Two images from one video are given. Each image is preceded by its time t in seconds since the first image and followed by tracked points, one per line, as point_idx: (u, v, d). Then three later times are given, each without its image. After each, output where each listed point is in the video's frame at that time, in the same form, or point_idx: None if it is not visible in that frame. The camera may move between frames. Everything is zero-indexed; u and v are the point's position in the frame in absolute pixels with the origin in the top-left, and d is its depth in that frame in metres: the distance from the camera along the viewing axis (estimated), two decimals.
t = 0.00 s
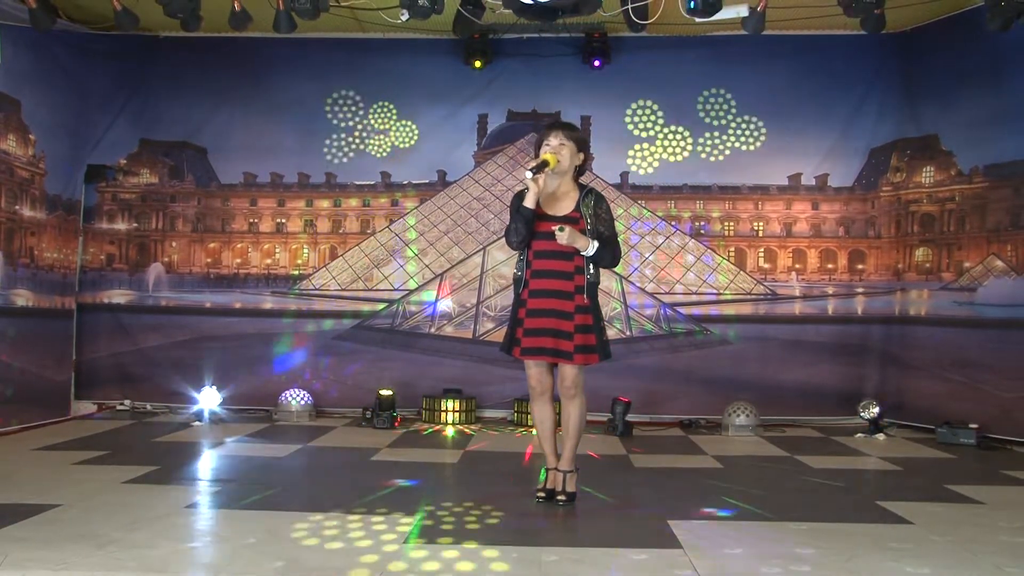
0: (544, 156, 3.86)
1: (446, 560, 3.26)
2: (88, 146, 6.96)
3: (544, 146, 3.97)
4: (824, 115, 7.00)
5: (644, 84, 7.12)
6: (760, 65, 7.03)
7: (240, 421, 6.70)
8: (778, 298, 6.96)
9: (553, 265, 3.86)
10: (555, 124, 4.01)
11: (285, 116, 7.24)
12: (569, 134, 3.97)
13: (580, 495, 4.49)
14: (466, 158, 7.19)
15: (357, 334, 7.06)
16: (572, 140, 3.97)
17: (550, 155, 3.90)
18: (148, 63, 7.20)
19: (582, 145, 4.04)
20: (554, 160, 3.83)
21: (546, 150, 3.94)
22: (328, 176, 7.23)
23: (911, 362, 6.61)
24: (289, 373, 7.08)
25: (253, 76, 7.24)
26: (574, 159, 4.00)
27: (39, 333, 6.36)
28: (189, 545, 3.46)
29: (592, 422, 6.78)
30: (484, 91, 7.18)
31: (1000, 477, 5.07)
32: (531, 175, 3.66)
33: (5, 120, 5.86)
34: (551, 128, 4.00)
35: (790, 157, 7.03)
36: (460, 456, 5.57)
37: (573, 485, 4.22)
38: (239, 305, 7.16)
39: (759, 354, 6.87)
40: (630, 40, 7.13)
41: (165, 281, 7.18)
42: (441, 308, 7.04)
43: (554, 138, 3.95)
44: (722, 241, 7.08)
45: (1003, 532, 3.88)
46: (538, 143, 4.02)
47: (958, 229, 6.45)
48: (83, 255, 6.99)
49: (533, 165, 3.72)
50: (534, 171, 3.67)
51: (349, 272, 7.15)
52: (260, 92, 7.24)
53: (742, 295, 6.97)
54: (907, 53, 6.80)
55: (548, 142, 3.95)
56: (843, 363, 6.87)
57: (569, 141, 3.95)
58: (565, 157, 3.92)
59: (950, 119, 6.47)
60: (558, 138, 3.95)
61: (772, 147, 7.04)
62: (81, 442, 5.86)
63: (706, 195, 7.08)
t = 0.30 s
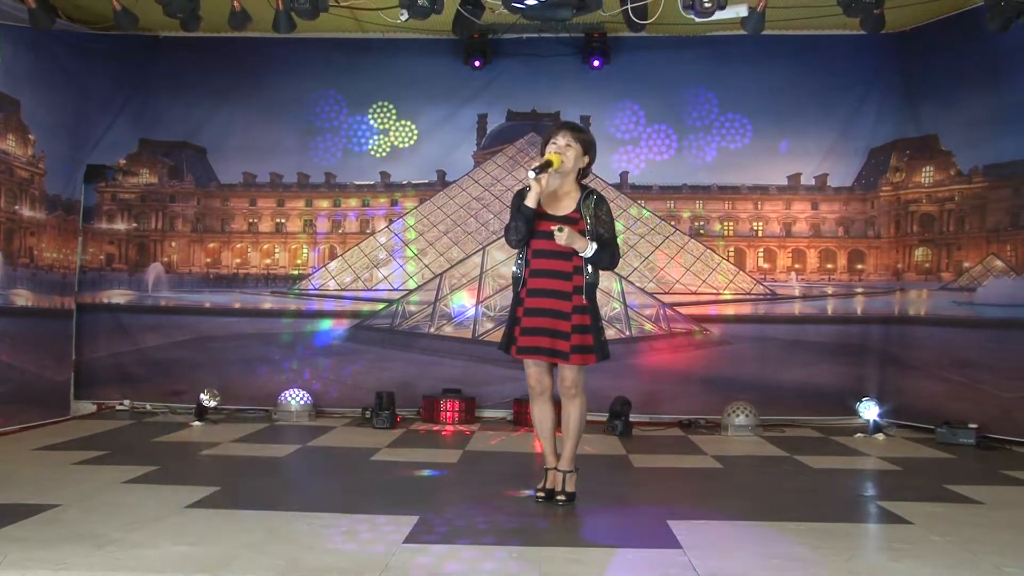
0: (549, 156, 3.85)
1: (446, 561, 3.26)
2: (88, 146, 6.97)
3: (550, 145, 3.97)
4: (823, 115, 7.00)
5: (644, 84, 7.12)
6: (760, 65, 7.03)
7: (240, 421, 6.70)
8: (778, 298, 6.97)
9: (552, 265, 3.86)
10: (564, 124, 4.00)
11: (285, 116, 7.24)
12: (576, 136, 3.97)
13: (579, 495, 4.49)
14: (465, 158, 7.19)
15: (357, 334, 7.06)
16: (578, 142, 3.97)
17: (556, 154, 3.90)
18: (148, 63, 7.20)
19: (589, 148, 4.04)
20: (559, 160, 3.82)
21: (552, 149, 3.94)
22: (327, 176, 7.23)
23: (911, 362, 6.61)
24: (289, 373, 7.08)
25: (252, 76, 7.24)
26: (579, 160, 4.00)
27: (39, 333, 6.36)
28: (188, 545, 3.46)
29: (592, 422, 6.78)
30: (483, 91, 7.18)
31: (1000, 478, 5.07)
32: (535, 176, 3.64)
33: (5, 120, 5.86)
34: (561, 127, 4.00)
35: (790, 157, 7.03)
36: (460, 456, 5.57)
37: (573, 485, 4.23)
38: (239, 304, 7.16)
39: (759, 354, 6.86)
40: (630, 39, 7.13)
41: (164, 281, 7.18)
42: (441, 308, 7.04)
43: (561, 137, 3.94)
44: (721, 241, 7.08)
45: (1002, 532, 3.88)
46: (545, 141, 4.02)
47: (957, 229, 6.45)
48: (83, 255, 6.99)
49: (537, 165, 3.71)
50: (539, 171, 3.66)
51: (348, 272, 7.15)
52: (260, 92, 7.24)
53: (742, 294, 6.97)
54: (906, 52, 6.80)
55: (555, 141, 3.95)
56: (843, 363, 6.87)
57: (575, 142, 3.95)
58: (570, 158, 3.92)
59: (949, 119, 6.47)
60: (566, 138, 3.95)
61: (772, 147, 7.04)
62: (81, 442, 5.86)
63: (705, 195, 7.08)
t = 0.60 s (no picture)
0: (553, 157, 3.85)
1: (446, 561, 3.26)
2: (88, 146, 6.97)
3: (555, 145, 3.96)
4: (823, 115, 6.99)
5: (643, 84, 7.12)
6: (761, 65, 7.03)
7: (240, 421, 6.69)
8: (778, 298, 6.96)
9: (551, 265, 3.87)
10: (570, 124, 3.99)
11: (285, 117, 7.24)
12: (582, 138, 3.96)
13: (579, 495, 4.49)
14: (465, 158, 7.19)
15: (357, 334, 7.05)
16: (584, 145, 3.96)
17: (561, 155, 3.90)
18: (148, 63, 7.19)
19: (593, 150, 4.03)
20: (563, 162, 3.81)
21: (557, 149, 3.93)
22: (327, 176, 7.23)
23: (911, 362, 6.61)
24: (289, 373, 7.08)
25: (252, 76, 7.24)
26: (582, 163, 4.00)
27: (39, 333, 6.36)
28: (188, 545, 3.46)
29: (592, 422, 6.78)
30: (484, 91, 7.18)
31: (1000, 478, 5.07)
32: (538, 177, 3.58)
33: (6, 120, 5.86)
34: (568, 127, 3.99)
35: (791, 158, 7.03)
36: (460, 457, 5.57)
37: (573, 486, 4.23)
38: (238, 305, 7.16)
39: (758, 355, 6.86)
40: (630, 39, 7.13)
41: (164, 281, 7.18)
42: (441, 309, 7.04)
43: (566, 138, 3.94)
44: (721, 242, 7.08)
45: (1002, 532, 3.88)
46: (550, 141, 4.00)
47: (957, 230, 6.45)
48: (82, 255, 6.98)
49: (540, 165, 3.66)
50: (541, 170, 3.61)
51: (348, 272, 7.15)
52: (260, 92, 7.24)
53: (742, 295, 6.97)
54: (906, 53, 6.80)
55: (560, 142, 3.94)
56: (843, 364, 6.86)
57: (581, 145, 3.94)
58: (574, 160, 3.91)
59: (949, 119, 6.47)
60: (571, 139, 3.94)
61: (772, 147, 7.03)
62: (81, 442, 5.85)
63: (705, 195, 7.08)
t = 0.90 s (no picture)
0: (554, 158, 3.85)
1: (446, 561, 3.26)
2: (88, 146, 6.97)
3: (557, 145, 3.96)
4: (823, 115, 6.99)
5: (644, 84, 7.12)
6: (761, 65, 7.02)
7: (240, 421, 6.69)
8: (778, 298, 6.96)
9: (550, 265, 3.88)
10: (572, 125, 3.99)
11: (285, 117, 7.24)
12: (584, 140, 3.98)
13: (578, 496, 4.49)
14: (465, 157, 7.19)
15: (357, 335, 7.05)
16: (585, 146, 3.97)
17: (562, 156, 3.90)
18: (147, 63, 7.18)
19: (594, 152, 4.03)
20: (563, 163, 3.81)
21: (558, 150, 3.93)
22: (327, 176, 7.23)
23: (911, 362, 6.61)
24: (289, 373, 7.08)
25: (252, 75, 7.23)
26: (583, 164, 4.00)
27: (39, 333, 6.36)
28: (188, 545, 3.46)
29: (592, 422, 6.79)
30: (483, 91, 7.18)
31: (999, 478, 5.07)
32: (538, 180, 3.60)
33: (6, 120, 5.87)
34: (570, 128, 3.99)
35: (790, 158, 7.03)
36: (460, 457, 5.57)
37: (573, 486, 4.23)
38: (239, 305, 7.16)
39: (758, 355, 6.86)
40: (630, 39, 7.13)
41: (164, 281, 7.18)
42: (441, 309, 7.04)
43: (567, 139, 3.94)
44: (721, 242, 7.08)
45: (1002, 532, 3.88)
46: (552, 141, 4.01)
47: (957, 230, 6.45)
48: (82, 255, 6.98)
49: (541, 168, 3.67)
50: (541, 173, 3.62)
51: (348, 272, 7.15)
52: (260, 92, 7.23)
53: (743, 295, 6.97)
54: (906, 53, 6.80)
55: (562, 142, 3.95)
56: (843, 364, 6.86)
57: (582, 146, 3.95)
58: (575, 161, 3.92)
59: (949, 119, 6.47)
60: (573, 139, 3.95)
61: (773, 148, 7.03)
62: (81, 442, 5.85)
63: (704, 195, 7.07)
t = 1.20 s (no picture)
0: (550, 158, 3.85)
1: (445, 560, 3.25)
2: (88, 146, 6.96)
3: (553, 145, 3.97)
4: (823, 114, 6.99)
5: (643, 84, 7.12)
6: (760, 65, 7.02)
7: (239, 421, 6.69)
8: (778, 298, 6.96)
9: (549, 265, 3.88)
10: (567, 125, 4.01)
11: (284, 116, 7.23)
12: (579, 137, 3.98)
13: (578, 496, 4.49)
14: (465, 157, 7.19)
15: (357, 335, 7.05)
16: (581, 144, 3.97)
17: (558, 155, 3.90)
18: (147, 63, 7.18)
19: (590, 150, 4.04)
20: (559, 162, 3.81)
21: (554, 150, 3.94)
22: (327, 176, 7.23)
23: (910, 362, 6.61)
24: (289, 373, 7.08)
25: (252, 75, 7.23)
26: (580, 162, 4.00)
27: (38, 333, 6.36)
28: (188, 545, 3.46)
29: (591, 423, 6.78)
30: (483, 91, 7.18)
31: (999, 478, 5.07)
32: (533, 180, 3.61)
33: (6, 120, 5.87)
34: (564, 128, 4.01)
35: (790, 157, 7.02)
36: (459, 457, 5.57)
37: (573, 485, 4.23)
38: (238, 305, 7.15)
39: (758, 355, 6.86)
40: (629, 39, 7.13)
41: (164, 281, 7.17)
42: (441, 309, 7.04)
43: (563, 138, 3.95)
44: (721, 241, 7.07)
45: (1002, 532, 3.88)
46: (548, 142, 4.02)
47: (957, 230, 6.45)
48: (82, 255, 6.98)
49: (536, 168, 3.68)
50: (536, 174, 3.63)
51: (348, 272, 7.16)
52: (259, 92, 7.23)
53: (742, 295, 6.96)
54: (906, 53, 6.80)
55: (557, 142, 3.96)
56: (843, 364, 6.85)
57: (578, 144, 3.96)
58: (571, 160, 3.92)
59: (949, 119, 6.47)
60: (568, 138, 3.95)
61: (773, 148, 7.02)
62: (80, 442, 5.85)
63: (704, 195, 7.06)
